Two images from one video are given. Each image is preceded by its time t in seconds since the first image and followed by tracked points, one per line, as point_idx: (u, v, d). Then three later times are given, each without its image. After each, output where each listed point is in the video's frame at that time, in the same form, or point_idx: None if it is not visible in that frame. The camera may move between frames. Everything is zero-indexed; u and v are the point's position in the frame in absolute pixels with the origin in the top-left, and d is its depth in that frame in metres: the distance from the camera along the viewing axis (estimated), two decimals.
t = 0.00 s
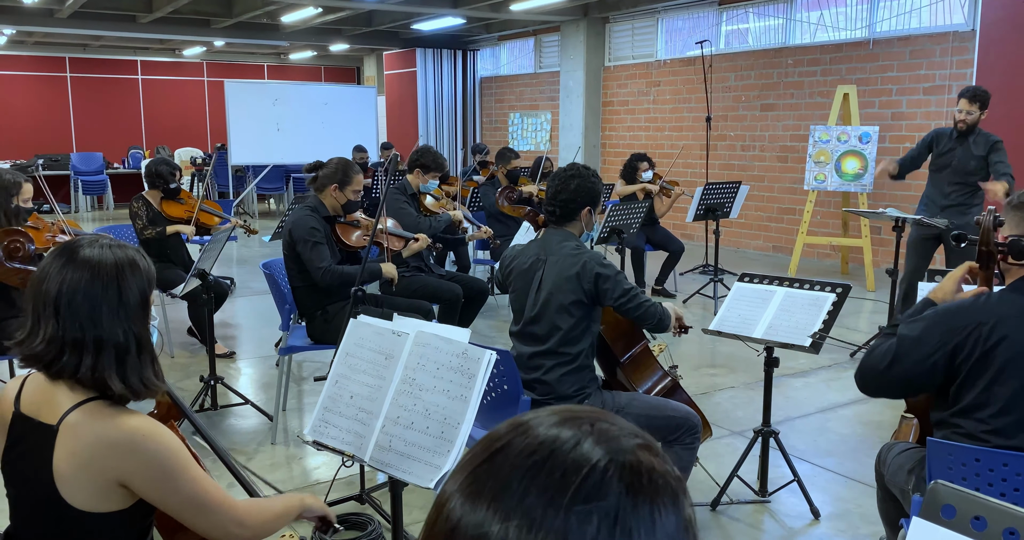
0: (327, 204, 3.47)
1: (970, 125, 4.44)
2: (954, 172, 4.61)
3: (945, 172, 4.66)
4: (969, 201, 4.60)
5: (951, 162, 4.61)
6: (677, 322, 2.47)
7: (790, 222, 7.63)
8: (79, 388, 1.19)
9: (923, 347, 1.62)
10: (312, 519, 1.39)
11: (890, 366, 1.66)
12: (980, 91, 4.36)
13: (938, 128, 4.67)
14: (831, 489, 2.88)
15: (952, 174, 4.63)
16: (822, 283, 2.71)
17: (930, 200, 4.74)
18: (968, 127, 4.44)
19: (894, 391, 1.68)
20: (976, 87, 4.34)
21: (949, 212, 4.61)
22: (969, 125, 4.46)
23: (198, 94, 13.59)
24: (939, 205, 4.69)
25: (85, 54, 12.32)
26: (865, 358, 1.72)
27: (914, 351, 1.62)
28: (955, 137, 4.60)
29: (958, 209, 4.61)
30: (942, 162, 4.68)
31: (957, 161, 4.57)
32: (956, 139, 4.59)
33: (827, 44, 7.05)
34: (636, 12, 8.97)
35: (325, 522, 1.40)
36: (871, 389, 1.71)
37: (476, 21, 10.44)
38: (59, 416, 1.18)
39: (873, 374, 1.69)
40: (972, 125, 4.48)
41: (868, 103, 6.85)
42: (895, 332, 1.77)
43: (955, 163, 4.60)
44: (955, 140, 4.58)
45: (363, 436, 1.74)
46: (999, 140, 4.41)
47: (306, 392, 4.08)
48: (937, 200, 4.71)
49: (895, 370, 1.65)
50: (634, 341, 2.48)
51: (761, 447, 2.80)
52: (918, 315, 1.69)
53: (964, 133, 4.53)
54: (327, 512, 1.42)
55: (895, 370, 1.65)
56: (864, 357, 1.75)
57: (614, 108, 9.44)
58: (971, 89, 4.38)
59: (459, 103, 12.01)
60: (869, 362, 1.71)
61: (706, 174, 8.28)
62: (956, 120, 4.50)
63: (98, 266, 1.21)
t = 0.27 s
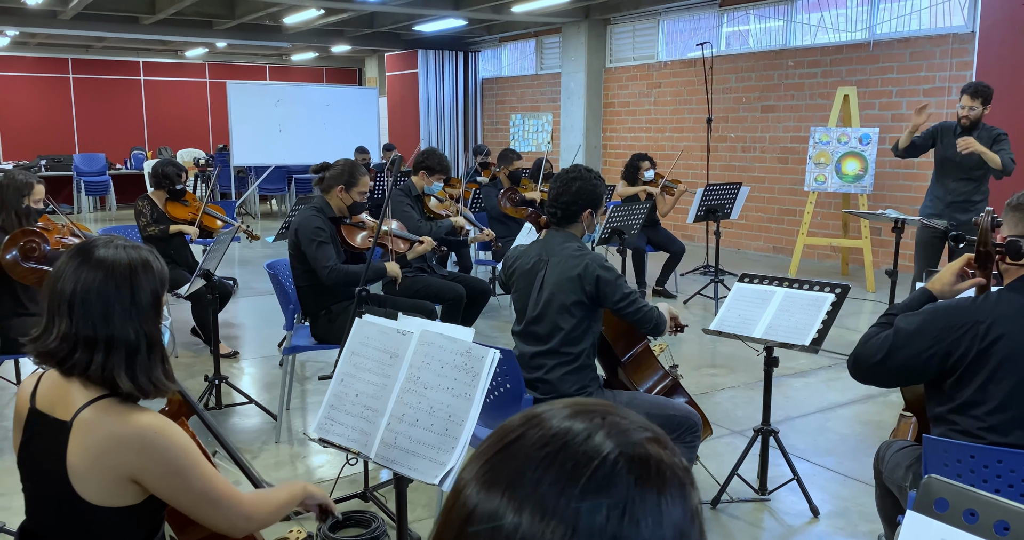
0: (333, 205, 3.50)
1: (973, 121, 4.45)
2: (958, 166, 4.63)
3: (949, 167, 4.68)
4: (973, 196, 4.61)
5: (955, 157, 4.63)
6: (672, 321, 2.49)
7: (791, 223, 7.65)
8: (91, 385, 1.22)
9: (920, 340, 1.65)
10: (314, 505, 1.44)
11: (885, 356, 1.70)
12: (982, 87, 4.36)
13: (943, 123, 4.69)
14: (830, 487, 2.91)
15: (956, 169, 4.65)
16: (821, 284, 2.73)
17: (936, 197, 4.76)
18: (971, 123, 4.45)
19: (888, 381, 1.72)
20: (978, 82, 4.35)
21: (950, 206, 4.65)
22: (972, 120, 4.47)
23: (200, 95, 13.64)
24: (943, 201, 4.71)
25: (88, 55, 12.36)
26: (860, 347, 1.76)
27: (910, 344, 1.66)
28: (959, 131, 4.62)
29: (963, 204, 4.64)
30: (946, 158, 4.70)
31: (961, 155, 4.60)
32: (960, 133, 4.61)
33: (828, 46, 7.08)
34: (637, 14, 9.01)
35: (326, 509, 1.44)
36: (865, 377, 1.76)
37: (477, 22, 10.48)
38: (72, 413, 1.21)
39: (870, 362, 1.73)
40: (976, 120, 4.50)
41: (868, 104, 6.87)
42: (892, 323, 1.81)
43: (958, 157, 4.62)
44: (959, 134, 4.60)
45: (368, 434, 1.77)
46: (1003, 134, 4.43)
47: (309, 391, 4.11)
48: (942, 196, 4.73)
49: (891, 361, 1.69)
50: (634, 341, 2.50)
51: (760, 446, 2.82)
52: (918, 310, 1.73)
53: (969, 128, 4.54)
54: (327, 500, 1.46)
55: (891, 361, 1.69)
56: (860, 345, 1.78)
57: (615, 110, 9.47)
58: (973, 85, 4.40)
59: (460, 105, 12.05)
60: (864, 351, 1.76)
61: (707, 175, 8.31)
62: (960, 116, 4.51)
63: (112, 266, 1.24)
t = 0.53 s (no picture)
0: (343, 206, 3.53)
1: (970, 122, 4.48)
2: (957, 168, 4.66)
3: (948, 168, 4.72)
4: (972, 197, 4.64)
5: (954, 158, 4.67)
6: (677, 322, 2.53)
7: (792, 224, 7.69)
8: (112, 380, 1.26)
9: (919, 340, 1.68)
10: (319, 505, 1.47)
11: (886, 357, 1.73)
12: (977, 88, 4.38)
13: (940, 125, 4.74)
14: (829, 485, 2.94)
15: (955, 170, 4.69)
16: (821, 284, 2.77)
17: (936, 199, 4.80)
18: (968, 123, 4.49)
19: (889, 380, 1.75)
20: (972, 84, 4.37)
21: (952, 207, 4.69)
22: (969, 121, 4.49)
23: (202, 96, 13.68)
24: (944, 203, 4.75)
25: (91, 56, 12.40)
26: (861, 348, 1.79)
27: (909, 344, 1.69)
28: (957, 133, 4.67)
29: (963, 205, 4.67)
30: (945, 160, 4.75)
31: (960, 157, 4.64)
32: (959, 135, 4.66)
33: (828, 48, 7.11)
34: (639, 16, 9.05)
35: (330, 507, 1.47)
36: (867, 378, 1.78)
37: (479, 23, 10.53)
38: (94, 408, 1.25)
39: (870, 363, 1.76)
40: (974, 121, 4.53)
41: (869, 106, 6.90)
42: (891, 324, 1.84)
43: (958, 159, 4.66)
44: (958, 136, 4.64)
45: (377, 430, 1.81)
46: (1000, 136, 4.47)
47: (313, 390, 4.15)
48: (942, 198, 4.76)
49: (891, 360, 1.72)
50: (637, 340, 2.54)
51: (761, 445, 2.86)
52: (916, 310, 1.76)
53: (966, 129, 4.58)
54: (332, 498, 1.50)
55: (892, 360, 1.72)
56: (861, 347, 1.81)
57: (617, 111, 9.51)
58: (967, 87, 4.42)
59: (462, 106, 12.09)
60: (864, 353, 1.78)
61: (708, 176, 8.35)
62: (957, 117, 4.54)
63: (132, 265, 1.28)
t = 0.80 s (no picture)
0: (353, 206, 3.59)
1: (963, 122, 4.54)
2: (952, 168, 4.71)
3: (943, 169, 4.76)
4: (967, 198, 4.68)
5: (949, 159, 4.71)
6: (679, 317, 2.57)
7: (792, 224, 7.73)
8: (129, 371, 1.31)
9: (910, 338, 1.73)
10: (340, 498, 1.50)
11: (878, 355, 1.78)
12: (967, 89, 4.45)
13: (933, 129, 4.81)
14: (828, 481, 2.98)
15: (950, 171, 4.73)
16: (819, 282, 2.81)
17: (932, 200, 4.85)
18: (960, 124, 4.55)
19: (882, 378, 1.79)
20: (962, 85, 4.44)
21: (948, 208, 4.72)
22: (961, 121, 4.56)
23: (205, 96, 13.73)
24: (940, 204, 4.79)
25: (94, 57, 12.46)
26: (856, 348, 1.84)
27: (900, 342, 1.73)
28: (951, 135, 4.72)
29: (958, 206, 4.71)
30: (939, 162, 4.79)
31: (954, 158, 4.68)
32: (952, 136, 4.71)
33: (828, 49, 7.15)
34: (639, 17, 9.09)
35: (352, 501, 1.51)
36: (861, 377, 1.82)
37: (480, 25, 10.58)
38: (112, 399, 1.29)
39: (864, 361, 1.81)
40: (966, 121, 4.60)
41: (868, 106, 6.94)
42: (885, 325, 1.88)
43: (953, 159, 4.70)
44: (952, 137, 4.69)
45: (382, 423, 1.86)
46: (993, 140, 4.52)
47: (318, 388, 4.19)
48: (938, 200, 4.81)
49: (883, 359, 1.76)
50: (637, 337, 2.59)
51: (760, 441, 2.89)
52: (907, 309, 1.80)
53: (960, 130, 4.64)
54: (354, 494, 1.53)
55: (884, 358, 1.76)
56: (856, 347, 1.86)
57: (618, 111, 9.55)
58: (958, 88, 4.48)
59: (463, 106, 12.14)
60: (859, 352, 1.83)
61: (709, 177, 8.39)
62: (949, 118, 4.60)
63: (149, 260, 1.33)
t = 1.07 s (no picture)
0: (358, 206, 3.63)
1: (957, 123, 4.59)
2: (947, 168, 4.74)
3: (938, 169, 4.80)
4: (962, 198, 4.71)
5: (944, 158, 4.75)
6: (664, 320, 2.61)
7: (791, 224, 7.76)
8: (138, 365, 1.35)
9: (897, 333, 1.78)
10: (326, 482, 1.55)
11: (866, 347, 1.83)
12: (961, 90, 4.50)
13: (927, 130, 4.85)
14: (823, 476, 3.03)
15: (945, 171, 4.77)
16: (815, 280, 2.84)
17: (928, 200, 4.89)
18: (954, 125, 4.60)
19: (871, 371, 1.84)
20: (956, 86, 4.49)
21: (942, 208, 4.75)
22: (956, 122, 4.61)
23: (206, 97, 13.78)
24: (935, 204, 4.83)
25: (96, 57, 12.51)
26: (847, 341, 1.90)
27: (888, 335, 1.79)
28: (946, 135, 4.76)
29: (953, 205, 4.75)
30: (935, 162, 4.83)
31: (950, 158, 4.72)
32: (947, 136, 4.75)
33: (827, 50, 7.19)
34: (640, 18, 9.13)
35: (336, 485, 1.55)
36: (852, 369, 1.88)
37: (481, 26, 10.62)
38: (121, 390, 1.34)
39: (853, 353, 1.87)
40: (960, 122, 4.65)
41: (867, 107, 6.98)
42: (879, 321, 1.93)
43: (948, 159, 4.74)
44: (946, 138, 4.73)
45: (384, 417, 1.90)
46: (988, 139, 4.56)
47: (319, 385, 4.24)
48: (934, 199, 4.85)
49: (871, 351, 1.82)
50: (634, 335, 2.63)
51: (756, 437, 2.94)
52: (897, 304, 1.85)
53: (954, 130, 4.68)
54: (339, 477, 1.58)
55: (870, 351, 1.82)
56: (847, 341, 1.92)
57: (618, 112, 9.59)
58: (951, 90, 4.54)
59: (464, 108, 12.19)
60: (850, 345, 1.89)
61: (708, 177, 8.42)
62: (943, 119, 4.65)
63: (157, 257, 1.37)
